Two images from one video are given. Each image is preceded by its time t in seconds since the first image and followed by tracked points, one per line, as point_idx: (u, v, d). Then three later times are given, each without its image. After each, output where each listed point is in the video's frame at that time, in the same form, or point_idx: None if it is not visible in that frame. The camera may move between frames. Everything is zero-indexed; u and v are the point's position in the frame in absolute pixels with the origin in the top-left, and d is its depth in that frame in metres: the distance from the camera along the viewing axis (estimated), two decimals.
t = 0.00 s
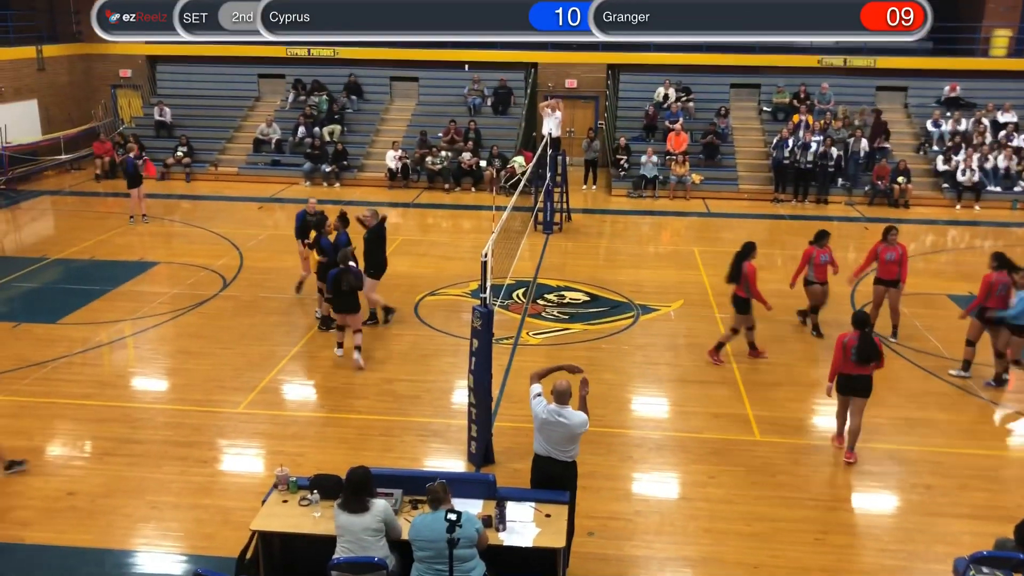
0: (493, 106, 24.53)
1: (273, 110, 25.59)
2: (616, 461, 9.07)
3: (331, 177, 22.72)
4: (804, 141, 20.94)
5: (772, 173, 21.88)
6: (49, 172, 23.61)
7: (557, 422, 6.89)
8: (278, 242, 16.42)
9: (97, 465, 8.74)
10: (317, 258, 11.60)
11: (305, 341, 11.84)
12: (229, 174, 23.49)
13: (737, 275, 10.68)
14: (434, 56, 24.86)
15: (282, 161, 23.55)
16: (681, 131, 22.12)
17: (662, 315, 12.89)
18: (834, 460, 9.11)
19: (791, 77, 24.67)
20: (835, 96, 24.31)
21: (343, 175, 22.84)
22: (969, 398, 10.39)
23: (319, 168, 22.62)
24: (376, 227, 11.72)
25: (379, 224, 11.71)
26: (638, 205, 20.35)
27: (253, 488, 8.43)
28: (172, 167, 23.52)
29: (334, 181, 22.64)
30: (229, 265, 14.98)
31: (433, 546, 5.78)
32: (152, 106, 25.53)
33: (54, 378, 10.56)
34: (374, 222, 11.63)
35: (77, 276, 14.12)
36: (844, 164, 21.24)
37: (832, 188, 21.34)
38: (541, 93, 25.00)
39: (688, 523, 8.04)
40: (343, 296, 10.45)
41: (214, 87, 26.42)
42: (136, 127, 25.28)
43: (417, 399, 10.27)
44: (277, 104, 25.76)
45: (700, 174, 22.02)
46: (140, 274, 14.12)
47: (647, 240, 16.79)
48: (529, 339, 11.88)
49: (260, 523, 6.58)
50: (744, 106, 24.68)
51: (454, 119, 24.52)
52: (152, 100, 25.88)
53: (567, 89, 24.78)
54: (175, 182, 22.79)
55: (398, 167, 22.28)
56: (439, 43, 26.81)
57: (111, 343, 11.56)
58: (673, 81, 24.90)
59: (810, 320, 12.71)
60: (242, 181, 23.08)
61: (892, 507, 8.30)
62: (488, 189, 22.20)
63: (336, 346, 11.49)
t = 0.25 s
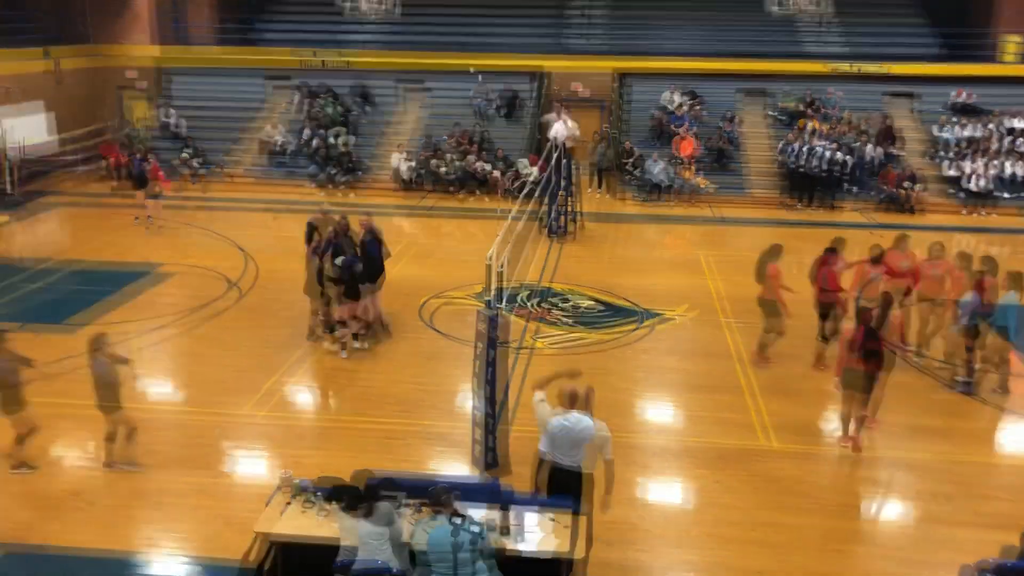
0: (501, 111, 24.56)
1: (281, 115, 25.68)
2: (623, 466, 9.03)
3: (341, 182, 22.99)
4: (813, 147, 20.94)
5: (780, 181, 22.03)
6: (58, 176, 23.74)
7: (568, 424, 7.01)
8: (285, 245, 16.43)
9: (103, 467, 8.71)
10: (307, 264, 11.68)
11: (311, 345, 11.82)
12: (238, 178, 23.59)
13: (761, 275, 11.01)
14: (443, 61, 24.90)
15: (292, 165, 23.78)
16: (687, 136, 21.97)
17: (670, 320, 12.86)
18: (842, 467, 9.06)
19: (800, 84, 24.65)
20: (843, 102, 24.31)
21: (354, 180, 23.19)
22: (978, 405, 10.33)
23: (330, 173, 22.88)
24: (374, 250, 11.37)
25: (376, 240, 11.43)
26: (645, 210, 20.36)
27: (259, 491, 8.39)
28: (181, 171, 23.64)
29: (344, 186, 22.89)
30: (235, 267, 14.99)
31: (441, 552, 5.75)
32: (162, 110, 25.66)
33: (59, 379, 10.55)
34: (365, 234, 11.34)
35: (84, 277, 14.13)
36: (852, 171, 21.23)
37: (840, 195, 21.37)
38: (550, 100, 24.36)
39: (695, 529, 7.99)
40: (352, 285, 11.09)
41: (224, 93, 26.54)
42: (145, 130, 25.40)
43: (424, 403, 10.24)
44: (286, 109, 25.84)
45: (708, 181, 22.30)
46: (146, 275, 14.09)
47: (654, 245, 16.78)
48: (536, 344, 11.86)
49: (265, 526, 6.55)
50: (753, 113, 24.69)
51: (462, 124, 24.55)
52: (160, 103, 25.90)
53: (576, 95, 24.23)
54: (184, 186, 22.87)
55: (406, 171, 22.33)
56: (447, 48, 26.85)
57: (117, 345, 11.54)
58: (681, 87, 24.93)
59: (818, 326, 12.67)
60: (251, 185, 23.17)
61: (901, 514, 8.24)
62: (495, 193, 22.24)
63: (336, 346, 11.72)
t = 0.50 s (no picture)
0: (491, 129, 24.68)
1: (272, 136, 25.77)
2: (620, 481, 9.04)
3: (331, 202, 23.02)
4: (802, 159, 21.07)
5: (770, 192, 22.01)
6: (51, 202, 23.78)
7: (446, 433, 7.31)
8: (280, 266, 16.48)
9: (100, 494, 8.70)
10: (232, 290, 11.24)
11: (308, 366, 11.84)
12: (230, 200, 23.66)
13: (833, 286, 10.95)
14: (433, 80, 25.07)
15: (283, 185, 23.76)
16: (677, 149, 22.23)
17: (664, 334, 12.91)
18: (839, 477, 9.09)
19: (788, 96, 24.78)
20: (831, 113, 24.48)
21: (344, 199, 23.15)
22: (974, 413, 10.39)
23: (319, 193, 22.88)
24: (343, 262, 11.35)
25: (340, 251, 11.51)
26: (637, 224, 20.45)
27: (257, 514, 8.39)
28: (174, 195, 23.71)
29: (334, 207, 22.91)
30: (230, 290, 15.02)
31: (441, 569, 5.76)
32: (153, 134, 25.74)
33: (56, 406, 10.55)
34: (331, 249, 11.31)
35: (79, 304, 14.14)
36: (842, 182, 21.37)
37: (830, 205, 21.48)
38: (539, 114, 25.35)
39: (694, 543, 8.00)
40: (315, 296, 10.97)
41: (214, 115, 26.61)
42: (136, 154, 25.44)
43: (420, 421, 10.26)
44: (277, 130, 25.94)
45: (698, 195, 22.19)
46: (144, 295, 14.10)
47: (647, 258, 16.85)
48: (532, 360, 11.90)
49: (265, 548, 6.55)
50: (741, 125, 24.86)
51: (453, 142, 24.66)
52: (152, 128, 26.02)
53: (563, 110, 25.17)
54: (176, 209, 22.94)
55: (398, 190, 22.43)
56: (437, 67, 27.01)
57: (113, 371, 11.55)
58: (669, 101, 25.09)
59: (812, 337, 12.73)
60: (244, 207, 23.23)
61: (899, 524, 8.27)
62: (487, 211, 22.35)
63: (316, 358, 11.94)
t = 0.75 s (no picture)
0: (495, 125, 24.64)
1: (276, 136, 25.79)
2: (628, 474, 9.03)
3: (335, 201, 23.04)
4: (806, 150, 20.99)
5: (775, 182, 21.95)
6: (56, 206, 23.86)
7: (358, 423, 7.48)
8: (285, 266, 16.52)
9: (110, 495, 8.73)
10: (219, 282, 11.68)
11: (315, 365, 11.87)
12: (235, 200, 23.70)
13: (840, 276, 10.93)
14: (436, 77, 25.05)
15: (287, 186, 23.80)
16: (681, 143, 22.23)
17: (670, 327, 12.88)
18: (848, 468, 9.06)
19: (791, 87, 24.76)
20: (835, 103, 24.38)
21: (348, 198, 23.19)
22: (983, 401, 10.34)
23: (324, 193, 22.88)
24: (308, 261, 11.11)
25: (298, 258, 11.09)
26: (641, 218, 20.41)
27: (266, 513, 8.41)
28: (179, 197, 23.77)
29: (339, 205, 22.96)
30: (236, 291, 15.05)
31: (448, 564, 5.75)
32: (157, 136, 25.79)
33: (65, 409, 10.59)
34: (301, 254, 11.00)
35: (86, 307, 14.18)
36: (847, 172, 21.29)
37: (836, 195, 21.40)
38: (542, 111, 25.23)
39: (703, 535, 7.99)
40: (344, 296, 10.93)
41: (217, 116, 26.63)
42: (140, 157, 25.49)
43: (427, 418, 10.27)
44: (280, 130, 25.95)
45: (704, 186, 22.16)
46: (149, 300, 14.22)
47: (653, 252, 16.82)
48: (538, 356, 11.90)
49: (274, 548, 6.54)
50: (745, 117, 24.77)
51: (456, 139, 24.62)
52: (156, 130, 26.09)
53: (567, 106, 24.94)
54: (182, 211, 22.99)
55: (402, 188, 22.43)
56: (439, 64, 26.98)
57: (121, 373, 11.59)
58: (672, 93, 25.02)
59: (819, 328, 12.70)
60: (249, 207, 23.28)
61: (909, 513, 8.23)
62: (492, 207, 22.35)
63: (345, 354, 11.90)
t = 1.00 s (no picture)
0: (508, 118, 24.59)
1: (289, 128, 25.83)
2: (640, 468, 9.03)
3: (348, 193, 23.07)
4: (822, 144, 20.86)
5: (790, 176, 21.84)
6: (71, 198, 24.01)
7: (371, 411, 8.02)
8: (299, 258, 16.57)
9: (125, 485, 8.80)
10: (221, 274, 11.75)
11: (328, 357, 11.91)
12: (249, 192, 23.77)
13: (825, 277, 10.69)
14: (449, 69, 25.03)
15: (301, 178, 23.83)
16: (696, 135, 22.07)
17: (683, 321, 12.86)
18: (861, 463, 9.03)
19: (806, 79, 24.63)
20: (851, 97, 24.22)
21: (361, 190, 23.23)
22: (998, 397, 10.28)
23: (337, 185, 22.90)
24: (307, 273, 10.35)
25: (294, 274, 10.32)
26: (655, 212, 20.36)
27: (279, 503, 8.45)
28: (193, 188, 23.86)
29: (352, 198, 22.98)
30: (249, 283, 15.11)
31: (460, 555, 5.77)
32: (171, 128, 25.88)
33: (80, 399, 10.67)
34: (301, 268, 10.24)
35: (101, 298, 14.27)
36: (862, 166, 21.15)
37: (851, 189, 21.28)
38: (556, 102, 25.31)
39: (715, 529, 7.98)
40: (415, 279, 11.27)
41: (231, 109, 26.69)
42: (155, 149, 25.58)
43: (440, 411, 10.29)
44: (294, 122, 26.00)
45: (718, 179, 22.09)
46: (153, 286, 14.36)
47: (666, 246, 16.78)
48: (551, 349, 11.90)
49: (287, 538, 6.57)
50: (760, 110, 24.64)
51: (469, 132, 24.59)
52: (171, 122, 26.18)
53: (580, 98, 25.22)
54: (195, 203, 23.08)
55: (415, 181, 22.44)
56: (452, 56, 26.94)
57: (136, 364, 11.66)
58: (686, 86, 24.91)
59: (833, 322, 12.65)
60: (263, 200, 23.36)
61: (922, 509, 8.21)
62: (505, 200, 22.35)
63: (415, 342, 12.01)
